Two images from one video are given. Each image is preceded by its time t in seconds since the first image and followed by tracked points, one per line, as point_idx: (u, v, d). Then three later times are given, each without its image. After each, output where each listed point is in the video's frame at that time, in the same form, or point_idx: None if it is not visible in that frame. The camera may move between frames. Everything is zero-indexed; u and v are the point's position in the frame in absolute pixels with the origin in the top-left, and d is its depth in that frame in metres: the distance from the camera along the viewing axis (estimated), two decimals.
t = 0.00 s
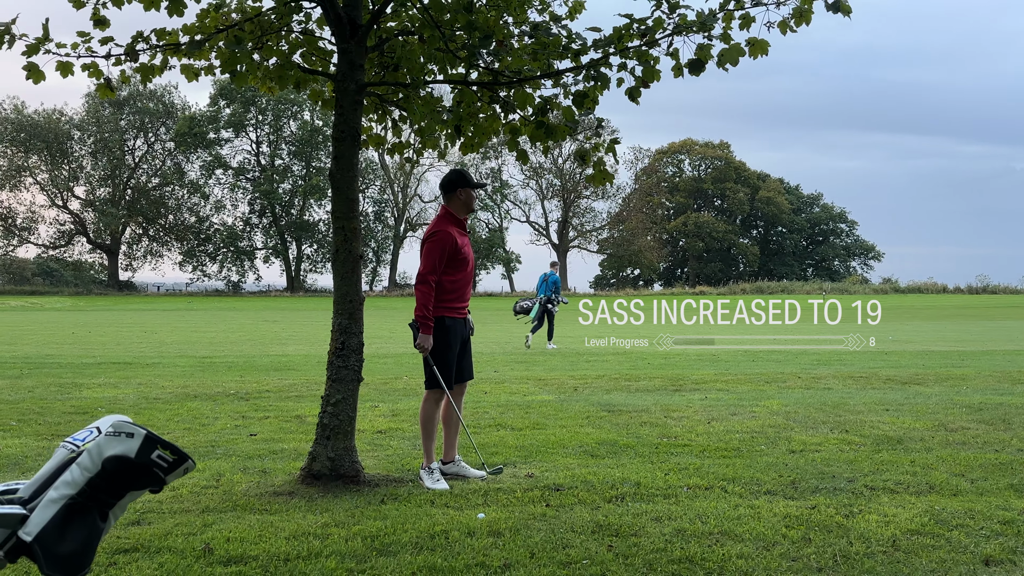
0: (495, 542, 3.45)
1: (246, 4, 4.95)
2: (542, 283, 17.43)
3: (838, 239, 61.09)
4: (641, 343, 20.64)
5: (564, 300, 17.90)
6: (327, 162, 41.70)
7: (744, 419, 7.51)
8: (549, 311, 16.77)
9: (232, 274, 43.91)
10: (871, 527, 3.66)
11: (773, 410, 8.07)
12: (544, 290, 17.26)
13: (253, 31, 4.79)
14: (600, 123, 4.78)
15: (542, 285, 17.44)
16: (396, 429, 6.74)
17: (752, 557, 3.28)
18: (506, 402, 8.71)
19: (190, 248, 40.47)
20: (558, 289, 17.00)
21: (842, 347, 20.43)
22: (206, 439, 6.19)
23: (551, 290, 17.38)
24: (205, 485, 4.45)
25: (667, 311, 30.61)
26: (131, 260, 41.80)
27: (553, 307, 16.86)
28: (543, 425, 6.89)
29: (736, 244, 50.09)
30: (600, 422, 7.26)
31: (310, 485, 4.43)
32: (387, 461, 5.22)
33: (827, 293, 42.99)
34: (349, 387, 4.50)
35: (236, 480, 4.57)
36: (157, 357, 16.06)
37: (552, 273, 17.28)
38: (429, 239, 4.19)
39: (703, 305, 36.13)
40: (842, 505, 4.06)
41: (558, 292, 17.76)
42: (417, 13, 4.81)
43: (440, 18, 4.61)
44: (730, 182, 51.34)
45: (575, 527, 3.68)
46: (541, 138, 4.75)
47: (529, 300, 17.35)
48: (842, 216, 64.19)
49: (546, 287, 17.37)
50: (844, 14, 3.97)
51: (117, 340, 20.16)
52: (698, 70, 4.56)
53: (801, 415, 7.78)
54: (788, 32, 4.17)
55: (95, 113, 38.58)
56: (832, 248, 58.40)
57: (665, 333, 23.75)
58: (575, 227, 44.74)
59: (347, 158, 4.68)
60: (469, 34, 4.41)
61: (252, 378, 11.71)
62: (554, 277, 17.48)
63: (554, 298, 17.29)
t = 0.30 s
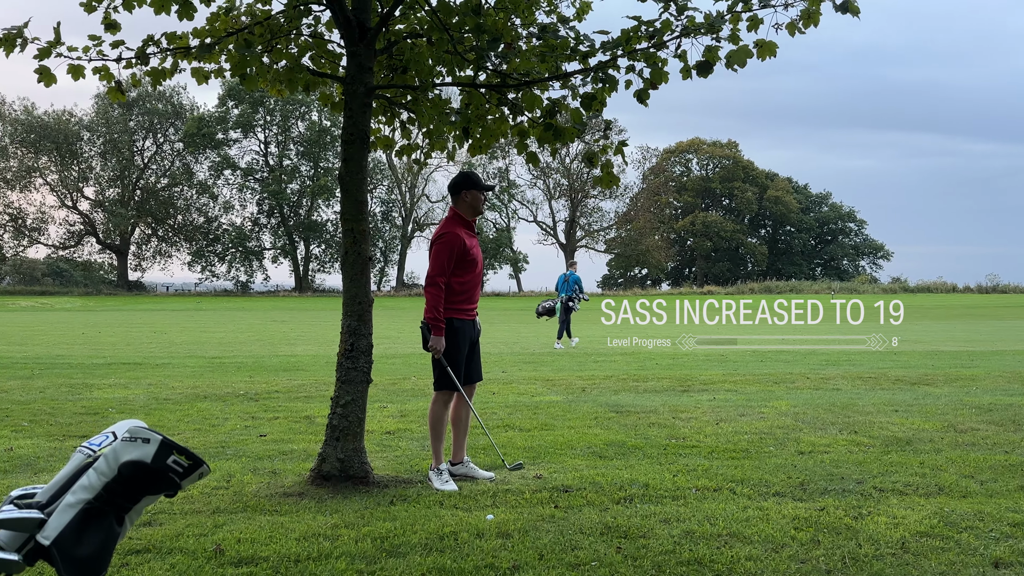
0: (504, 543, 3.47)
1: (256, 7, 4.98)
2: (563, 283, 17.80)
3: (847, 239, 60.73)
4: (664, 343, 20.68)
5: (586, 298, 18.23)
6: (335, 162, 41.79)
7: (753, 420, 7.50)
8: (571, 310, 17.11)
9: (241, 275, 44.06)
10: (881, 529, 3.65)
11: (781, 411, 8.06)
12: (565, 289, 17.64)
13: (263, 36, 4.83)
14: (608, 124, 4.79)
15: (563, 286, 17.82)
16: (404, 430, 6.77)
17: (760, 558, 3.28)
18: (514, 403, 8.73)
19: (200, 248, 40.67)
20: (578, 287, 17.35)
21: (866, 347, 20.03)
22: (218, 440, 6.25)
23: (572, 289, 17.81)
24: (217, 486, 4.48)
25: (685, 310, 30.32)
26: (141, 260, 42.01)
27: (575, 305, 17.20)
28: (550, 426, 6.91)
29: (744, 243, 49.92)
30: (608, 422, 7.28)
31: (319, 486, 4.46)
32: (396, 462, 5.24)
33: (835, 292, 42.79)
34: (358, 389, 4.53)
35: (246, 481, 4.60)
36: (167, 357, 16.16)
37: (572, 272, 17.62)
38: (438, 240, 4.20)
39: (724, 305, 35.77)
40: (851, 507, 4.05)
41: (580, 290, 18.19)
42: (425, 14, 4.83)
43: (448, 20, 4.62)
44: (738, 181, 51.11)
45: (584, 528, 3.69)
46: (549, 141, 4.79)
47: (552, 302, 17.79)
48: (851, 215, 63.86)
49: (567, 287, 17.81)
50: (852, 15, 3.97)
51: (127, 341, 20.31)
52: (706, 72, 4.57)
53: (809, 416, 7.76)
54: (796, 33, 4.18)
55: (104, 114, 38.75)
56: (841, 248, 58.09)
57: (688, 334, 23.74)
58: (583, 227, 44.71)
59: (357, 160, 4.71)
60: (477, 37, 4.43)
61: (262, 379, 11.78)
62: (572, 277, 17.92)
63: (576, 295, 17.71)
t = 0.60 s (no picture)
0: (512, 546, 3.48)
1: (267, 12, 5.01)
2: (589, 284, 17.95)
3: (864, 238, 60.17)
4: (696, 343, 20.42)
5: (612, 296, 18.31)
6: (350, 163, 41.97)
7: (765, 422, 7.46)
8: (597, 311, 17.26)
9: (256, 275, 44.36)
10: (891, 533, 3.62)
11: (793, 413, 8.01)
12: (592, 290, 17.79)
13: (273, 40, 4.85)
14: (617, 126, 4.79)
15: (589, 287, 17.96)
16: (415, 431, 6.79)
17: (768, 564, 3.26)
18: (525, 404, 8.74)
19: (217, 249, 40.99)
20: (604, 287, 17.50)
21: (894, 347, 19.51)
22: (231, 440, 6.31)
23: (599, 289, 17.92)
24: (229, 487, 4.52)
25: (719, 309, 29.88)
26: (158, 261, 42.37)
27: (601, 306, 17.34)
28: (560, 428, 6.91)
29: (760, 243, 49.63)
30: (619, 424, 7.27)
31: (329, 488, 4.48)
32: (405, 464, 5.26)
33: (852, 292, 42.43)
34: (367, 391, 4.55)
35: (256, 482, 4.63)
36: (183, 357, 16.32)
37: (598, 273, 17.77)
38: (448, 243, 4.21)
39: (747, 305, 35.48)
40: (861, 510, 4.02)
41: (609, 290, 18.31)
42: (434, 19, 4.85)
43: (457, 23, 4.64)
44: (754, 180, 50.82)
45: (591, 531, 3.69)
46: (558, 143, 4.79)
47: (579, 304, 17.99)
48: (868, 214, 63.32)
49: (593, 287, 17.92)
50: (862, 17, 3.95)
51: (144, 342, 20.50)
52: (715, 74, 4.55)
53: (822, 418, 7.71)
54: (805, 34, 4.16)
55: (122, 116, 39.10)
56: (858, 247, 57.60)
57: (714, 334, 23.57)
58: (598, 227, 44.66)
59: (366, 163, 4.73)
60: (485, 40, 4.44)
61: (276, 380, 11.87)
62: (598, 277, 18.02)
63: (602, 296, 17.79)
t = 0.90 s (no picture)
0: (516, 548, 3.44)
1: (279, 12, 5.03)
2: (624, 285, 17.84)
3: (894, 236, 59.29)
4: (723, 343, 19.90)
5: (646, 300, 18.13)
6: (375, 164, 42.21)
7: (783, 423, 7.34)
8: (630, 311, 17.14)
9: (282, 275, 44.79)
10: (905, 538, 3.53)
11: (813, 414, 7.87)
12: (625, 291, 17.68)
13: (284, 40, 4.87)
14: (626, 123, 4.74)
15: (623, 288, 17.85)
16: (428, 431, 6.77)
17: (776, 569, 3.19)
18: (541, 404, 8.69)
19: (244, 249, 41.41)
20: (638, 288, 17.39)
21: (923, 347, 19.16)
22: (245, 440, 6.33)
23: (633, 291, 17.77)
24: (237, 487, 4.53)
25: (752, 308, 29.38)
26: (187, 262, 42.91)
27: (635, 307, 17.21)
28: (574, 429, 6.85)
29: (788, 242, 49.09)
30: (634, 425, 7.20)
31: (337, 488, 4.47)
32: (415, 464, 5.24)
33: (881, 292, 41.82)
34: (376, 391, 4.53)
35: (266, 482, 4.64)
36: (206, 357, 16.47)
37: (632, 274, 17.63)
38: (453, 242, 4.18)
39: (775, 305, 35.13)
40: (876, 514, 3.93)
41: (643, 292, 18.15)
42: (443, 17, 4.83)
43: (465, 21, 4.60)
44: (781, 178, 50.26)
45: (598, 534, 3.64)
46: (566, 141, 4.76)
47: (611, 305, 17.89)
48: (898, 213, 62.36)
49: (626, 288, 17.75)
50: (878, 13, 3.85)
51: (170, 342, 20.74)
52: (727, 70, 4.47)
53: (843, 419, 7.57)
54: (819, 30, 4.07)
55: (153, 118, 39.55)
56: (888, 246, 56.75)
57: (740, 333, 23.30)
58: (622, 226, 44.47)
59: (374, 163, 4.71)
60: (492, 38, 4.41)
61: (296, 379, 11.92)
62: (633, 278, 17.89)
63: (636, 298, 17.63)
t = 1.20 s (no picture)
0: (525, 549, 3.39)
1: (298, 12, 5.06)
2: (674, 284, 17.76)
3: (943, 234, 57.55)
4: (783, 343, 19.47)
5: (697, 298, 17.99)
6: (414, 165, 42.37)
7: (815, 425, 7.15)
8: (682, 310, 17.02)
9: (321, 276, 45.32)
10: (928, 544, 3.40)
11: (847, 416, 7.65)
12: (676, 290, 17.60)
13: (302, 39, 4.89)
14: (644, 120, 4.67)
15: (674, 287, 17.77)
16: (452, 430, 6.76)
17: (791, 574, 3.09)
18: (568, 404, 8.61)
19: (286, 250, 42.09)
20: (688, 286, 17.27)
21: (973, 348, 18.51)
22: (270, 437, 6.38)
23: (683, 289, 17.65)
24: (256, 483, 4.57)
25: (797, 308, 28.73)
26: (231, 262, 43.66)
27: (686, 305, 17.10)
28: (598, 429, 6.77)
29: (832, 240, 47.98)
30: (660, 426, 7.09)
31: (353, 486, 4.48)
32: (434, 463, 5.23)
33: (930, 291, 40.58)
34: (392, 389, 4.53)
35: (284, 479, 4.66)
36: (244, 356, 16.72)
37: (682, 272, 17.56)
38: (466, 240, 4.15)
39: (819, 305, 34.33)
40: (900, 518, 3.79)
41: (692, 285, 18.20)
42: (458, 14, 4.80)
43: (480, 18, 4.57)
44: (825, 176, 49.17)
45: (609, 535, 3.57)
46: (583, 137, 4.71)
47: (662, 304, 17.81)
48: (949, 210, 60.50)
49: (677, 287, 17.72)
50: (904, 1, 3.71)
51: (211, 341, 21.12)
52: (746, 62, 4.37)
53: (877, 421, 7.34)
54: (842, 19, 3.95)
55: (198, 122, 40.75)
56: (937, 244, 55.09)
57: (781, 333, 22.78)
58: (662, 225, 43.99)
59: (391, 161, 4.71)
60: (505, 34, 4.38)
61: (328, 378, 12.03)
62: (683, 276, 17.80)
63: (686, 296, 17.49)
